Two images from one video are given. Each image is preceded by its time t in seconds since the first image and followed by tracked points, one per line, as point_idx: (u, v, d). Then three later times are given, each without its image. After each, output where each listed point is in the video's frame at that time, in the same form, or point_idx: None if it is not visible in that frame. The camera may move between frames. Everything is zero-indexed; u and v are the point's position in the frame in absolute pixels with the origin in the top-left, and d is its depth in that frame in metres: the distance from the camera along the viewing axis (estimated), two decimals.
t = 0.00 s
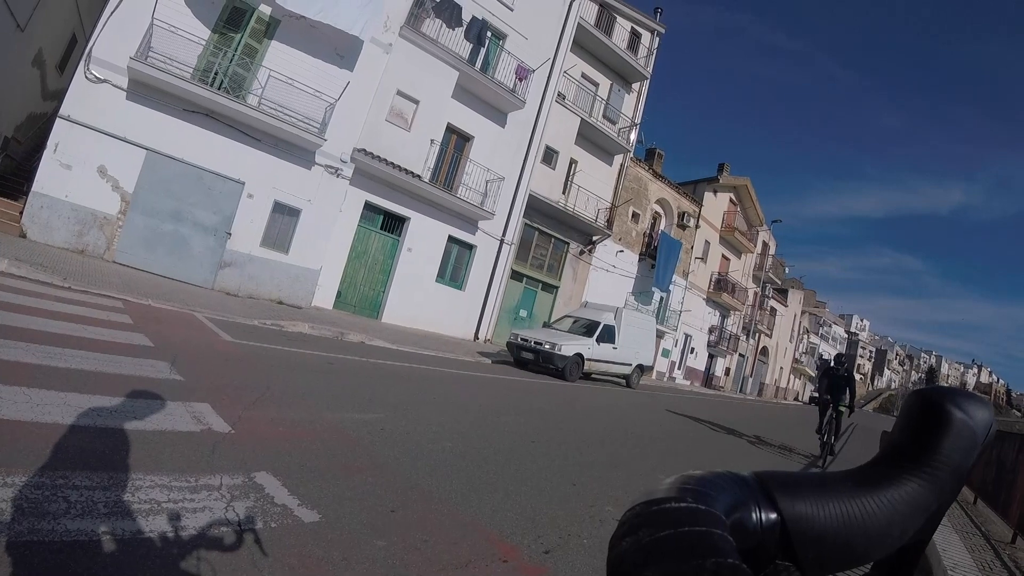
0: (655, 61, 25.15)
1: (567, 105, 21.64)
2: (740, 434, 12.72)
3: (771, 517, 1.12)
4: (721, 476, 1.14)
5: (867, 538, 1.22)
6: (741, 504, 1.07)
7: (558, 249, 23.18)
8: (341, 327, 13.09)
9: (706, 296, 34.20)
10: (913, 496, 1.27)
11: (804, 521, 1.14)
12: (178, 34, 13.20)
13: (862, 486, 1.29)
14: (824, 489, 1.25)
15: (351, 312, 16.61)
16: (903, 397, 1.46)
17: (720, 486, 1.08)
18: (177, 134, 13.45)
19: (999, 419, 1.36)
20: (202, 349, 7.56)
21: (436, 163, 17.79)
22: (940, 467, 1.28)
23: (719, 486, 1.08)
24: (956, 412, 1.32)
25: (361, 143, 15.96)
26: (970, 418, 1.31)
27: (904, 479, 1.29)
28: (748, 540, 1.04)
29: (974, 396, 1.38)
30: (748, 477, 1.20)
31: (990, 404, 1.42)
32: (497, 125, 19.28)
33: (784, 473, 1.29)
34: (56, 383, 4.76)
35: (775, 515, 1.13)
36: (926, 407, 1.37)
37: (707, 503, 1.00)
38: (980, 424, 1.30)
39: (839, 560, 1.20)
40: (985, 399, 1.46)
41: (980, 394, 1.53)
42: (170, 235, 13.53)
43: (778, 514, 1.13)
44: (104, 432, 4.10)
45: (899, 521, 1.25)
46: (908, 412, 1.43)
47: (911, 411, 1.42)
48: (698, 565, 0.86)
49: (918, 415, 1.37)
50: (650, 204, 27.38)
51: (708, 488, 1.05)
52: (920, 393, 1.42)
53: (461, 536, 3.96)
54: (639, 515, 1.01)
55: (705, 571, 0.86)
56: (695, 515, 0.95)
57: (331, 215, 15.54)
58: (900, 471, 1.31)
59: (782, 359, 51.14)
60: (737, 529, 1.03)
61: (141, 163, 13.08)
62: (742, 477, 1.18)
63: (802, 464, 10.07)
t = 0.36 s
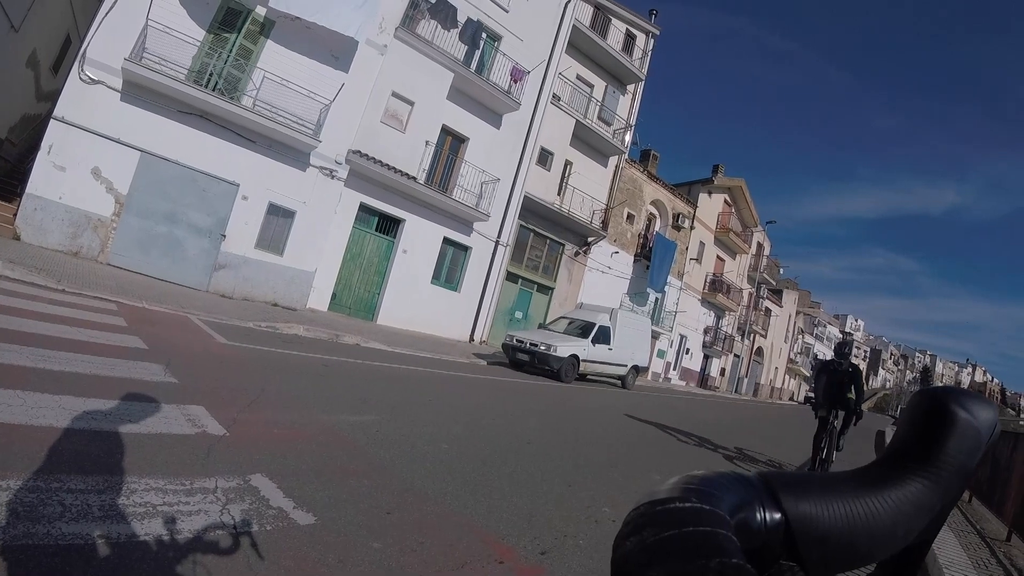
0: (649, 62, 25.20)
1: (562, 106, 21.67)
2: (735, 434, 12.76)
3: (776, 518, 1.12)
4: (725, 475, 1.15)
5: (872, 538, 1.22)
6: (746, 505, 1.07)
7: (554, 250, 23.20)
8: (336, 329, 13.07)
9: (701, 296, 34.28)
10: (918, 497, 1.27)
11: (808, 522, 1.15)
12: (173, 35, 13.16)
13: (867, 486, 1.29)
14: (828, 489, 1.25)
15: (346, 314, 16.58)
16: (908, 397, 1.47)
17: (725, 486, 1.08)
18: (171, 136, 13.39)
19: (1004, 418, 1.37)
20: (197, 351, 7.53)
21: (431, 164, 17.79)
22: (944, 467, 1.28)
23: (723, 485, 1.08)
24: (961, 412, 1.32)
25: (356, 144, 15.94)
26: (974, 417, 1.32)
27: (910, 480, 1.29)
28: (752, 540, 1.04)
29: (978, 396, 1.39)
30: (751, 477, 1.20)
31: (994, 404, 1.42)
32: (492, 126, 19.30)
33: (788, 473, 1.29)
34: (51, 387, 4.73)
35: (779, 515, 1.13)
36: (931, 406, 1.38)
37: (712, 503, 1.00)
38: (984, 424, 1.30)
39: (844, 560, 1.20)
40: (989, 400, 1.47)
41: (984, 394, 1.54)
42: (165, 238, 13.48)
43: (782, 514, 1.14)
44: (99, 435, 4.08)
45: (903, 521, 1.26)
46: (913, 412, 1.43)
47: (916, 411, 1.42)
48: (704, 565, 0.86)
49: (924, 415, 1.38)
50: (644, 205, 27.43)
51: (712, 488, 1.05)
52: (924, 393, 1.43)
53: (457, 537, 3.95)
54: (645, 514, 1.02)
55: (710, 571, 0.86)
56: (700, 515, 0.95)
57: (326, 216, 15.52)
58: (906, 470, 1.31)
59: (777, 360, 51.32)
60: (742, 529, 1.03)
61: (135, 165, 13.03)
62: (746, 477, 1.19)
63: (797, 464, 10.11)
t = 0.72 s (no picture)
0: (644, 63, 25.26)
1: (557, 107, 21.69)
2: (731, 434, 12.81)
3: (771, 517, 1.13)
4: (720, 476, 1.16)
5: (869, 537, 1.23)
6: (742, 505, 1.08)
7: (549, 251, 23.21)
8: (332, 331, 13.04)
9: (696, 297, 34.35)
10: (914, 496, 1.29)
11: (805, 521, 1.15)
12: (167, 37, 13.13)
13: (864, 485, 1.30)
14: (825, 489, 1.26)
15: (342, 315, 16.55)
16: (904, 398, 1.49)
17: (721, 487, 1.10)
18: (165, 137, 13.34)
19: (998, 419, 1.40)
20: (193, 353, 7.52)
21: (426, 166, 17.78)
22: (941, 466, 1.30)
23: (719, 486, 1.10)
24: (956, 412, 1.35)
25: (351, 146, 15.92)
26: (970, 418, 1.34)
27: (906, 479, 1.30)
28: (748, 540, 1.06)
29: (973, 398, 1.42)
30: (748, 477, 1.21)
31: (988, 406, 1.45)
32: (487, 128, 19.32)
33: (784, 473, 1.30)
34: (47, 389, 4.71)
35: (774, 515, 1.14)
36: (927, 407, 1.40)
37: (707, 503, 1.01)
38: (979, 424, 1.33)
39: (840, 559, 1.21)
40: (981, 401, 1.50)
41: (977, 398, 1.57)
42: (160, 240, 13.44)
43: (778, 514, 1.15)
44: (96, 437, 4.07)
45: (899, 521, 1.27)
46: (909, 413, 1.46)
47: (912, 412, 1.45)
48: (698, 565, 0.88)
49: (920, 416, 1.40)
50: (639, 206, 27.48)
51: (708, 489, 1.07)
52: (920, 394, 1.46)
53: (452, 538, 3.95)
54: (640, 514, 1.03)
55: (704, 570, 0.88)
56: (695, 515, 0.97)
57: (321, 218, 15.49)
58: (902, 470, 1.33)
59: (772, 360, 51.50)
60: (738, 529, 1.05)
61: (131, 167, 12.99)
62: (743, 477, 1.20)
63: (792, 463, 10.16)
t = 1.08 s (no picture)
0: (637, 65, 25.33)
1: (550, 109, 21.71)
2: (724, 434, 12.85)
3: (787, 516, 1.16)
4: (737, 475, 1.17)
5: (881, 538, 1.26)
6: (757, 505, 1.09)
7: (541, 252, 23.19)
8: (324, 333, 12.97)
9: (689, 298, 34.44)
10: (930, 496, 1.31)
11: (819, 521, 1.19)
12: (160, 36, 13.05)
13: (879, 485, 1.33)
14: (841, 490, 1.29)
15: (334, 317, 16.48)
16: (922, 396, 1.49)
17: (737, 486, 1.10)
18: (156, 137, 13.23)
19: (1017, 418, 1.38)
20: (185, 356, 7.46)
21: (418, 167, 17.75)
22: (956, 466, 1.31)
23: (736, 486, 1.10)
24: (973, 412, 1.34)
25: (343, 146, 15.87)
26: (986, 418, 1.33)
27: (921, 480, 1.32)
28: (763, 539, 1.07)
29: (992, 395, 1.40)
30: (765, 478, 1.23)
31: (1009, 403, 1.43)
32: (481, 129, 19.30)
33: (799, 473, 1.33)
34: (38, 393, 4.65)
35: (791, 515, 1.17)
36: (943, 405, 1.40)
37: (723, 502, 1.01)
38: (996, 424, 1.32)
39: (857, 558, 1.27)
40: (1001, 397, 1.48)
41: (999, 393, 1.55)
42: (151, 241, 13.33)
43: (794, 514, 1.17)
44: (86, 441, 4.01)
45: (914, 521, 1.30)
46: (927, 411, 1.46)
47: (930, 410, 1.44)
48: (717, 564, 0.86)
49: (936, 414, 1.40)
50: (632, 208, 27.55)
51: (724, 488, 1.07)
52: (938, 391, 1.45)
53: (446, 540, 3.93)
54: (656, 514, 1.02)
55: (722, 569, 0.86)
56: (713, 515, 0.96)
57: (313, 219, 15.43)
58: (917, 470, 1.34)
59: (765, 361, 51.70)
60: (754, 528, 1.06)
61: (121, 167, 12.87)
62: (759, 477, 1.22)
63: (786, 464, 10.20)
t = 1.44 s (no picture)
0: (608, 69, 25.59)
1: (521, 111, 21.77)
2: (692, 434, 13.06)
3: (798, 516, 1.22)
4: (749, 476, 1.22)
5: (894, 536, 1.34)
6: (768, 505, 1.15)
7: (512, 255, 23.20)
8: (291, 336, 12.74)
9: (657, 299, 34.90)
10: (942, 495, 1.40)
11: (831, 520, 1.26)
12: (126, 30, 12.63)
13: (893, 485, 1.41)
14: (856, 490, 1.37)
15: (302, 319, 16.22)
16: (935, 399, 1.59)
17: (750, 486, 1.16)
18: (120, 134, 12.83)
19: None
20: (150, 360, 7.25)
21: (388, 168, 17.61)
22: (968, 465, 1.40)
23: (748, 486, 1.15)
24: (985, 414, 1.44)
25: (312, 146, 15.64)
26: (997, 419, 1.43)
27: (934, 479, 1.40)
28: (774, 539, 1.13)
29: (1001, 398, 1.50)
30: (777, 478, 1.31)
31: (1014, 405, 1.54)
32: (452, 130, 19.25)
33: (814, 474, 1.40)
34: None
35: (802, 515, 1.23)
36: (956, 408, 1.49)
37: (735, 503, 1.06)
38: (1006, 424, 1.42)
39: (864, 557, 1.33)
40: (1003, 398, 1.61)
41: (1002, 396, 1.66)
42: (117, 242, 12.92)
43: (805, 514, 1.24)
44: (51, 448, 3.88)
45: (926, 520, 1.38)
46: (938, 413, 1.55)
47: (941, 412, 1.54)
48: (727, 565, 0.91)
49: (950, 415, 1.49)
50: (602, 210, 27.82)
51: (735, 488, 1.12)
52: (949, 395, 1.55)
53: (417, 543, 3.90)
54: (667, 514, 1.08)
55: (731, 570, 0.90)
56: (725, 515, 1.01)
57: (279, 220, 15.19)
58: (931, 471, 1.43)
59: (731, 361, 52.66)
60: (764, 527, 1.11)
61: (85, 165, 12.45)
62: (772, 478, 1.28)
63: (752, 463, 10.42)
